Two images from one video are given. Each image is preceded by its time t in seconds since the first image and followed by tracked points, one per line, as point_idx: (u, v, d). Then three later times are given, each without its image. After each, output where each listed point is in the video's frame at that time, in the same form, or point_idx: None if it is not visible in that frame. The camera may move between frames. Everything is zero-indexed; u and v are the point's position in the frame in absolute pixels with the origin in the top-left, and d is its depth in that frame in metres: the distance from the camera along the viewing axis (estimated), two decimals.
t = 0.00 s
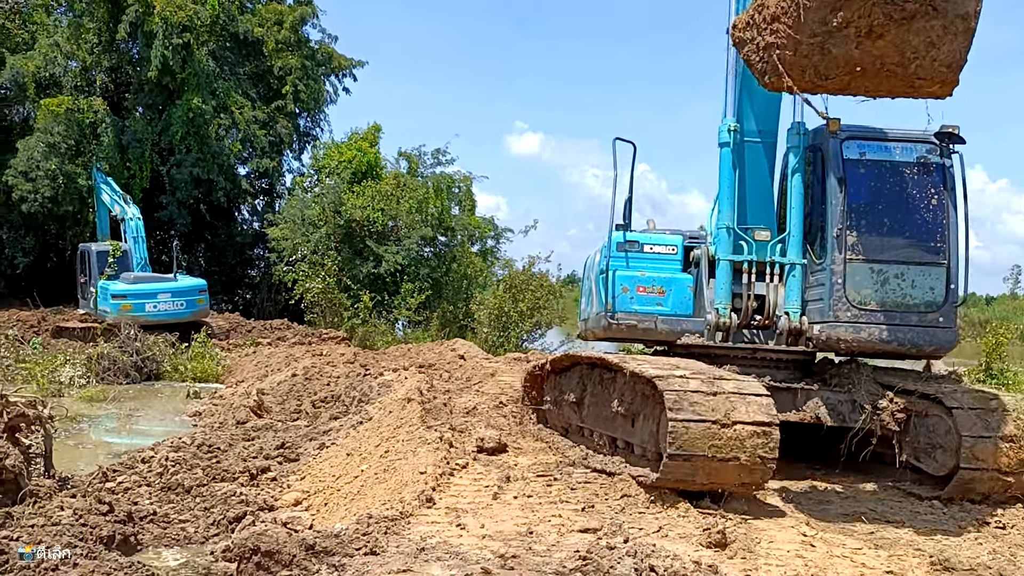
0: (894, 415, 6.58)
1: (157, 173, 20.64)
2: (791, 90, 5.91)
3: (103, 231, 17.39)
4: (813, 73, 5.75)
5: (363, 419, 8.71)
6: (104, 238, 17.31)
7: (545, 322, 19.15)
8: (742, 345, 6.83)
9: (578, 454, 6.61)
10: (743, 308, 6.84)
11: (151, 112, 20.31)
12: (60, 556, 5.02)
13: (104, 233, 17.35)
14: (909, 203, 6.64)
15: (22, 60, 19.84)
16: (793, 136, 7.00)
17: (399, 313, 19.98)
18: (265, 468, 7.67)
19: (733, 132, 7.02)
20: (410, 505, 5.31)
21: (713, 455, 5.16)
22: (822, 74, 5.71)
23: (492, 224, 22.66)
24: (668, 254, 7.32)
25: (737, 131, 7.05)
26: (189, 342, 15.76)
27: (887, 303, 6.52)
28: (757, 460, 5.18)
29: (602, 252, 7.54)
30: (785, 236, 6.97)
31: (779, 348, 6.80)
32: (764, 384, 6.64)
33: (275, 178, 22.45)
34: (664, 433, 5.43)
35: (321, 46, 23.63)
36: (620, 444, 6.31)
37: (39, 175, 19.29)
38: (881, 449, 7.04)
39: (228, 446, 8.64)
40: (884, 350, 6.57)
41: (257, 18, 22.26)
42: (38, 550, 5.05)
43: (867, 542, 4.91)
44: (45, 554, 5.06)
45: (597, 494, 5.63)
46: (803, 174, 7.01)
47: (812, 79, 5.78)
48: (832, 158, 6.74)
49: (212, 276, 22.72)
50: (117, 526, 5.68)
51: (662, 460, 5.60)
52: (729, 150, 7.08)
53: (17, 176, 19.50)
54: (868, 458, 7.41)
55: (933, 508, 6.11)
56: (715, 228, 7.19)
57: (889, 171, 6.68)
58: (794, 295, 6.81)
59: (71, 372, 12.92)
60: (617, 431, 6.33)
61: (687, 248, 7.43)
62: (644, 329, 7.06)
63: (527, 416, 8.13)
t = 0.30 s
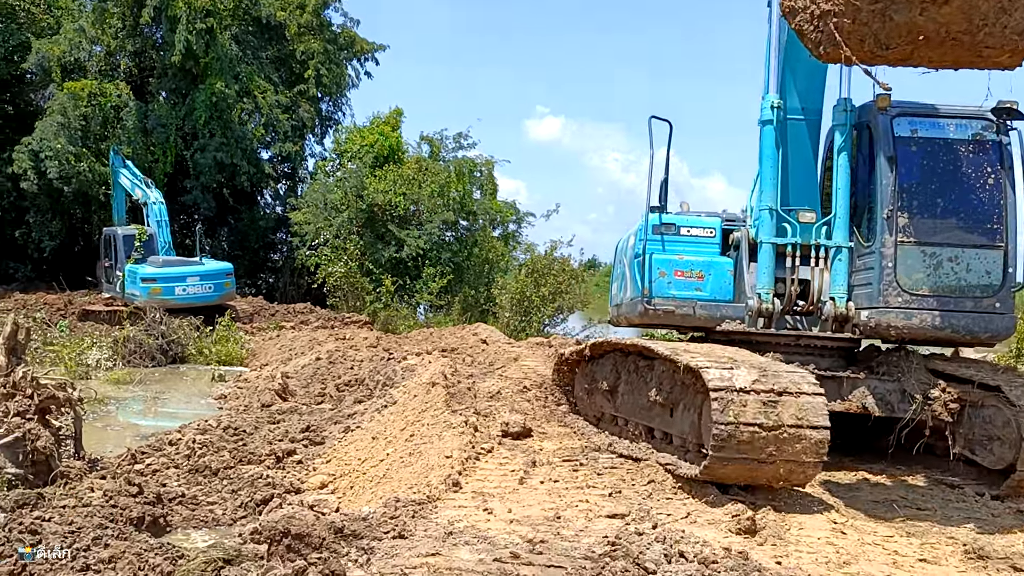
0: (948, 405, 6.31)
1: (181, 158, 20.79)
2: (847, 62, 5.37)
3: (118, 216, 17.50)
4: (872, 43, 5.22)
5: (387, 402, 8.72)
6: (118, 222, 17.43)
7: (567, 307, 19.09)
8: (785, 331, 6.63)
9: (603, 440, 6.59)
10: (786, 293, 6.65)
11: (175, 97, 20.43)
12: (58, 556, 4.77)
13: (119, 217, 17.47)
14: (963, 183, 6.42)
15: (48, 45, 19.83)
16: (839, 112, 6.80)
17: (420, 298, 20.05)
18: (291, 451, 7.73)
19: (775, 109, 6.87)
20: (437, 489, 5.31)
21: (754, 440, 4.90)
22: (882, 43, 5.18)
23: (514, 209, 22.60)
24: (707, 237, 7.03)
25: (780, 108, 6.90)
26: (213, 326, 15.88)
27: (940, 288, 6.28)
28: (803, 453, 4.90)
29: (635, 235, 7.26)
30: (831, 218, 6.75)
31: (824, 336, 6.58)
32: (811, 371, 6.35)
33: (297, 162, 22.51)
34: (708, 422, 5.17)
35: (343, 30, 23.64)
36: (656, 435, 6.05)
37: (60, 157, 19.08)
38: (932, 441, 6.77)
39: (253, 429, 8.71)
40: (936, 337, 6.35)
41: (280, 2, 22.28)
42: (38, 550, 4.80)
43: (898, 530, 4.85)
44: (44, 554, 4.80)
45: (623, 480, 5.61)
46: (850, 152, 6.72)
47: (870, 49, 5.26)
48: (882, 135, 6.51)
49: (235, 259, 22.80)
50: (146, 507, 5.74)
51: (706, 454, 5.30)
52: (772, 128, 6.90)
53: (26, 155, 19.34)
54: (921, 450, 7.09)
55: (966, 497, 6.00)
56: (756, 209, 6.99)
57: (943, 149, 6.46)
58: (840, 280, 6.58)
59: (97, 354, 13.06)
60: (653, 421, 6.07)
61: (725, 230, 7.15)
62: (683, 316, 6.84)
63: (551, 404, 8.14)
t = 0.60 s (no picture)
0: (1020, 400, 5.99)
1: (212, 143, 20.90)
2: (933, 34, 3.47)
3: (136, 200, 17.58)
4: (958, 8, 3.28)
5: (420, 388, 8.71)
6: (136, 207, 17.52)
7: (596, 294, 18.98)
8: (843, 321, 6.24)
9: (640, 429, 6.51)
10: (846, 280, 6.25)
11: (205, 83, 20.52)
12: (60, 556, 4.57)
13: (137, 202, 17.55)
14: None
15: (79, 31, 19.76)
16: (904, 88, 6.36)
17: (449, 284, 20.09)
18: (325, 437, 7.73)
19: (835, 85, 6.39)
20: (474, 477, 5.26)
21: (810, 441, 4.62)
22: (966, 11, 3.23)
23: (543, 194, 22.45)
24: (759, 222, 6.72)
25: (840, 85, 6.42)
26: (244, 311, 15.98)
27: (1015, 275, 5.85)
28: (874, 439, 4.59)
29: (684, 220, 7.03)
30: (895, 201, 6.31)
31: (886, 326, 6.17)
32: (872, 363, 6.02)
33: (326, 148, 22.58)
34: (768, 414, 4.90)
35: (372, 15, 23.60)
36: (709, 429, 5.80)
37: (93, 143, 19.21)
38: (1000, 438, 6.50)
39: (287, 414, 8.74)
40: (1009, 328, 5.93)
41: None
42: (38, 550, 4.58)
43: (948, 523, 4.73)
44: (47, 554, 4.56)
45: (663, 469, 5.53)
46: (915, 131, 6.30)
47: (955, 18, 3.31)
48: (951, 112, 6.08)
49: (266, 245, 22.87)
50: (184, 493, 5.75)
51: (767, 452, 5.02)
52: (831, 106, 6.43)
53: (45, 131, 19.35)
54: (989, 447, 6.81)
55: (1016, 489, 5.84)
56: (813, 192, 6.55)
57: (1017, 127, 6.03)
58: (904, 267, 6.14)
59: (131, 339, 13.18)
60: (705, 415, 5.81)
61: (778, 214, 6.82)
62: (735, 304, 6.62)
63: (587, 393, 8.08)
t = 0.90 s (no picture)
0: None
1: (237, 130, 20.89)
2: None
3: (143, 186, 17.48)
4: None
5: (451, 376, 8.63)
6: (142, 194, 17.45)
7: (622, 281, 18.84)
8: (911, 313, 5.94)
9: (678, 420, 6.40)
10: (914, 270, 5.96)
11: (230, 69, 20.51)
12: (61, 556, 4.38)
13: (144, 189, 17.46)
14: None
15: (104, 17, 19.45)
16: (977, 65, 6.01)
17: (474, 271, 20.00)
18: (356, 425, 7.68)
19: (903, 61, 6.07)
20: (512, 469, 5.16)
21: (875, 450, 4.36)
22: None
23: (568, 180, 22.25)
24: (815, 207, 6.38)
25: (908, 61, 6.10)
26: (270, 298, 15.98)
27: None
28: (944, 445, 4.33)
29: (735, 207, 6.70)
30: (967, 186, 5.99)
31: (957, 319, 5.88)
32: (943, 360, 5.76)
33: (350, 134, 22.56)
34: (837, 414, 4.64)
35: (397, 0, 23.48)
36: (763, 428, 5.58)
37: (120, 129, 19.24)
38: None
39: (317, 402, 8.71)
40: None
41: None
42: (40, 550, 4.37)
43: (1004, 521, 4.58)
44: (46, 555, 4.36)
45: (704, 462, 5.42)
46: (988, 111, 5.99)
47: None
48: None
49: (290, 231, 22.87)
50: (219, 481, 5.72)
51: (834, 455, 4.80)
52: (898, 85, 6.11)
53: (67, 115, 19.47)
54: None
55: None
56: (876, 176, 6.24)
57: None
58: (977, 257, 5.85)
59: (159, 325, 13.21)
60: (761, 413, 5.59)
61: (836, 199, 6.48)
62: (792, 296, 6.27)
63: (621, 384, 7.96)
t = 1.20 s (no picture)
0: None
1: (266, 133, 20.92)
2: None
3: (150, 192, 17.29)
4: None
5: (488, 384, 8.47)
6: (150, 200, 17.28)
7: (656, 284, 18.62)
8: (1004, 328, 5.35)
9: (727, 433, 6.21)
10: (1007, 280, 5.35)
11: (260, 73, 20.54)
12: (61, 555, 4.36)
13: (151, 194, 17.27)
14: None
15: (136, 21, 19.49)
16: None
17: (504, 274, 19.86)
18: (394, 434, 7.56)
19: (993, 52, 5.57)
20: (560, 484, 4.99)
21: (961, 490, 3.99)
22: None
23: (599, 182, 22.03)
24: (891, 210, 6.01)
25: (997, 52, 5.60)
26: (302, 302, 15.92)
27: None
28: None
29: (802, 211, 6.31)
30: None
31: None
32: None
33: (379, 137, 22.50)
34: (932, 442, 4.23)
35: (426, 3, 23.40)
36: (839, 452, 5.18)
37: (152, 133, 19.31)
38: None
39: (352, 410, 8.60)
40: None
41: None
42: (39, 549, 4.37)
43: None
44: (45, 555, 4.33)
45: (759, 478, 5.23)
46: None
47: None
48: None
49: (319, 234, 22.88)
50: (258, 494, 5.61)
51: (929, 488, 4.38)
52: (988, 78, 5.60)
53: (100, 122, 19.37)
54: None
55: None
56: (963, 178, 5.69)
57: None
58: None
59: (192, 330, 13.20)
60: (835, 435, 5.23)
61: (912, 201, 6.11)
62: (869, 308, 5.85)
63: (665, 395, 7.77)
